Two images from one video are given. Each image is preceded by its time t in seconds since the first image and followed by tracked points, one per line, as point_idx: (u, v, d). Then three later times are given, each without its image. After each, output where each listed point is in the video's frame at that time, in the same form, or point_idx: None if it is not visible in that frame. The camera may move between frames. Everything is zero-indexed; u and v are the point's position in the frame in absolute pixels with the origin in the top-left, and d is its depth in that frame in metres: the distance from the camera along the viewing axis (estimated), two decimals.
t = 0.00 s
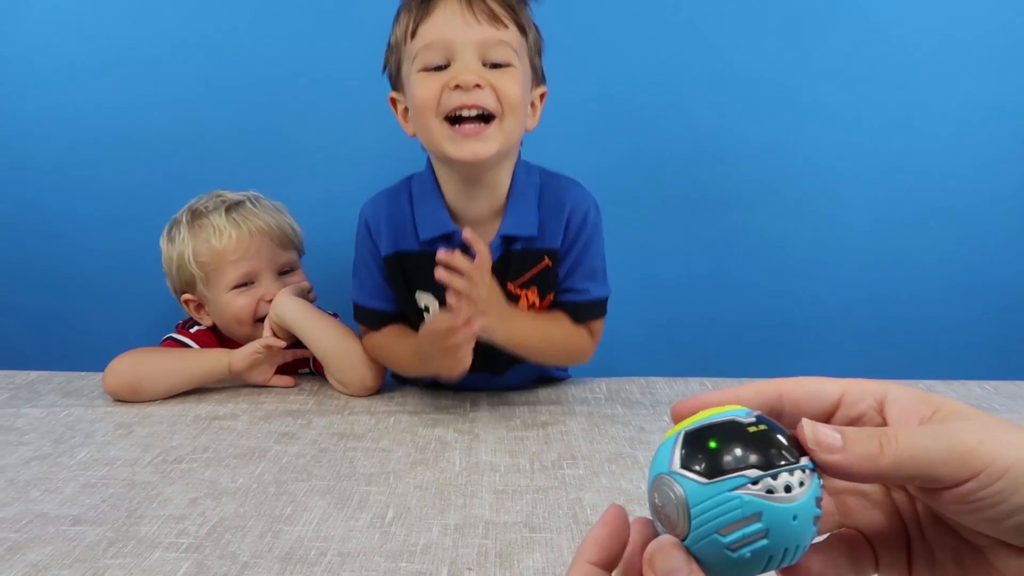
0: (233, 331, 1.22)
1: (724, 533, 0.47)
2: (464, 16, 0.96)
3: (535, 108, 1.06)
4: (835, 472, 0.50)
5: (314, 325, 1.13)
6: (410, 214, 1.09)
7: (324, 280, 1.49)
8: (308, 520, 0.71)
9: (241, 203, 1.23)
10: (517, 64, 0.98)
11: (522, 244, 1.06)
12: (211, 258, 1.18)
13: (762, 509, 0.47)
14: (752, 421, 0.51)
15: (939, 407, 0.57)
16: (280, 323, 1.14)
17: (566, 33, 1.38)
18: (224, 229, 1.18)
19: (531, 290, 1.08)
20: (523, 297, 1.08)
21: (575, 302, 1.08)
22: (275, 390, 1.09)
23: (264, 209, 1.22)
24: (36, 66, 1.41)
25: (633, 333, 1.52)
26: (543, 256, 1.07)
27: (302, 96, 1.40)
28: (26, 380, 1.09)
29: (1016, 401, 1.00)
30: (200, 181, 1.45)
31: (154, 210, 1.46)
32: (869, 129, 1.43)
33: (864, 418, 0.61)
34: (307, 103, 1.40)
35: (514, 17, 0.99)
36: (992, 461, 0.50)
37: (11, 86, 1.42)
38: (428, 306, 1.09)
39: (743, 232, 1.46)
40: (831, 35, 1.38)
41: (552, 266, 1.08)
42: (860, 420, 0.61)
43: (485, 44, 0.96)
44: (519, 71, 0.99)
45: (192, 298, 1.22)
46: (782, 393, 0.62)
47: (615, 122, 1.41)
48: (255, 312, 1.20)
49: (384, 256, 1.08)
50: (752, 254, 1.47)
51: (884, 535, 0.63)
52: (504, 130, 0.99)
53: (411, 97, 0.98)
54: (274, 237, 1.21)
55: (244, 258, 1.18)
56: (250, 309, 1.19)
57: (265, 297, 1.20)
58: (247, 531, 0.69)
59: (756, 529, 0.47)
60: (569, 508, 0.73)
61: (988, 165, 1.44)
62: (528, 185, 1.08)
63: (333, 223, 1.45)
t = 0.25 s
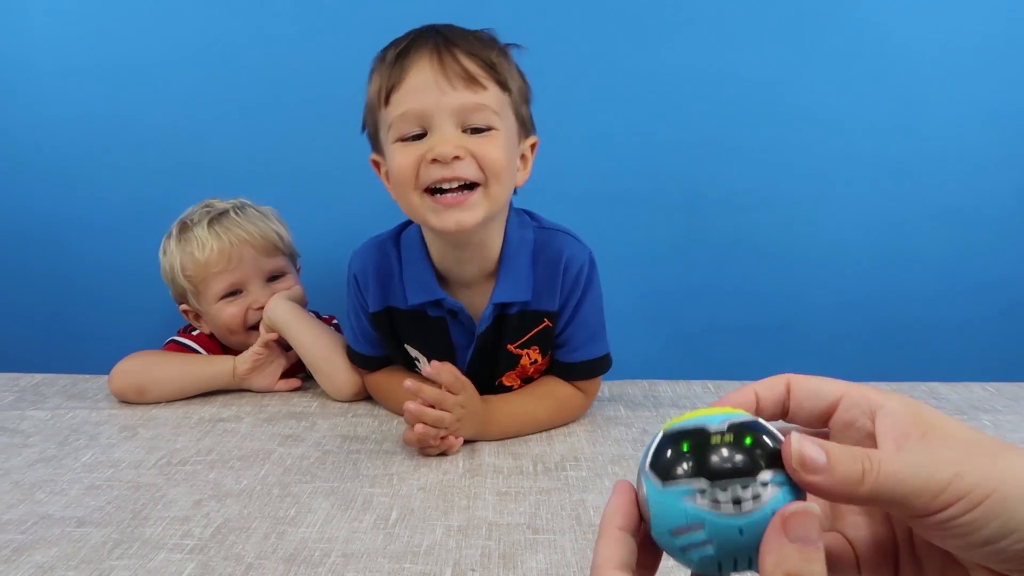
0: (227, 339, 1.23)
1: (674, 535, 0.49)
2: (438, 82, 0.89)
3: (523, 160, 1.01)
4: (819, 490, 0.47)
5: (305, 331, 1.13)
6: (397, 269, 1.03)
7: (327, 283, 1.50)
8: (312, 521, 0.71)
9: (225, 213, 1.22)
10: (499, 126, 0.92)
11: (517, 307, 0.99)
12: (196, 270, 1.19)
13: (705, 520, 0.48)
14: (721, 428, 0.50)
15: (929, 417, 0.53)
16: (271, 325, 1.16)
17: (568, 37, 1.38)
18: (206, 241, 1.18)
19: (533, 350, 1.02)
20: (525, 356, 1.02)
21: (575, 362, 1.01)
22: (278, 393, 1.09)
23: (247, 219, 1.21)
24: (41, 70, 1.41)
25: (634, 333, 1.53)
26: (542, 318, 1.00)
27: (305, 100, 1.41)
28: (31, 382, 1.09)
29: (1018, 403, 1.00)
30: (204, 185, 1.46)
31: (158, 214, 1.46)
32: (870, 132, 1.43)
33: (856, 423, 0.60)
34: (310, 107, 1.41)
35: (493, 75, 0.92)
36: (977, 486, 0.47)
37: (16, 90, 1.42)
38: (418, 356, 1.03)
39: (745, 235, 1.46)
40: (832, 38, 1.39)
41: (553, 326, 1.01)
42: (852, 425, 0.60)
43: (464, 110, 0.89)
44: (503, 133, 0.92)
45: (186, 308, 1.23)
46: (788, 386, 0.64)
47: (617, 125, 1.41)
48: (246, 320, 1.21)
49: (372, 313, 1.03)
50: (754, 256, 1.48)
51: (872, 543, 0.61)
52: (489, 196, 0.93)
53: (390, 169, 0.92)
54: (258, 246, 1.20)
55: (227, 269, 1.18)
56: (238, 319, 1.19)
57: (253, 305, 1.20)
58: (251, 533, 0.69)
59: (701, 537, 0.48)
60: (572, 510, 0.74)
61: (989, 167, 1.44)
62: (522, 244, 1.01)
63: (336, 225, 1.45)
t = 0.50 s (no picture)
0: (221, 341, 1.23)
1: (669, 531, 0.48)
2: (435, 85, 0.89)
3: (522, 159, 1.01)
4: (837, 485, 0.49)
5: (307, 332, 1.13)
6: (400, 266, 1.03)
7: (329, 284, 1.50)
8: (314, 521, 0.71)
9: (221, 216, 1.22)
10: (497, 127, 0.92)
11: (519, 304, 0.99)
12: (189, 272, 1.19)
13: (701, 519, 0.47)
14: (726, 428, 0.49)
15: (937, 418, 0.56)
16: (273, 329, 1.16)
17: (569, 39, 1.38)
18: (200, 244, 1.18)
19: (535, 346, 1.02)
20: (528, 353, 1.02)
21: (580, 357, 1.01)
22: (280, 394, 1.09)
23: (241, 222, 1.21)
24: (45, 73, 1.42)
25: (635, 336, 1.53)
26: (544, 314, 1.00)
27: (308, 102, 1.41)
28: (34, 383, 1.10)
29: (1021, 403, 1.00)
30: (207, 187, 1.46)
31: (160, 216, 1.47)
32: (872, 133, 1.43)
33: (859, 418, 0.61)
34: (312, 109, 1.41)
35: (488, 77, 0.93)
36: (990, 469, 0.48)
37: (20, 93, 1.43)
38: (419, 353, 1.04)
39: (747, 236, 1.46)
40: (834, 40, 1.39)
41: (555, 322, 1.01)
42: (856, 420, 0.61)
43: (461, 113, 0.89)
44: (500, 133, 0.93)
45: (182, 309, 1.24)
46: (785, 387, 0.63)
47: (619, 126, 1.42)
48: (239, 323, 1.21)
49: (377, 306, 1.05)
50: (755, 258, 1.48)
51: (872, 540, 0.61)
52: (490, 197, 0.93)
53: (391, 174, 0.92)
54: (251, 249, 1.19)
55: (220, 272, 1.18)
56: (230, 321, 1.19)
57: (246, 308, 1.20)
58: (253, 532, 0.69)
59: (697, 536, 0.47)
60: (574, 510, 0.74)
61: (991, 168, 1.44)
62: (522, 241, 1.01)
63: (338, 226, 1.46)
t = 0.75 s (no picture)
0: (225, 338, 1.23)
1: (693, 515, 0.47)
2: (477, 70, 0.91)
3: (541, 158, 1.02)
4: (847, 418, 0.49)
5: (312, 329, 1.14)
6: (415, 256, 1.04)
7: (332, 282, 1.50)
8: (317, 517, 0.71)
9: (224, 212, 1.22)
10: (529, 117, 0.94)
11: (531, 292, 1.00)
12: (194, 269, 1.19)
13: (729, 506, 0.45)
14: (765, 423, 0.48)
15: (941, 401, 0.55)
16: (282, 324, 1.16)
17: (572, 36, 1.38)
18: (204, 240, 1.18)
19: (546, 337, 1.02)
20: (539, 344, 1.02)
21: (588, 350, 1.02)
22: (284, 390, 1.09)
23: (245, 218, 1.21)
24: (48, 70, 1.42)
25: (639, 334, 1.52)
26: (556, 304, 1.01)
27: (311, 100, 1.41)
28: (37, 379, 1.10)
29: None
30: (210, 185, 1.46)
31: (164, 213, 1.47)
32: (876, 130, 1.43)
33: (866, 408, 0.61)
34: (316, 106, 1.41)
35: (524, 69, 0.95)
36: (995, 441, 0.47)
37: (23, 90, 1.43)
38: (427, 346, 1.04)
39: (751, 233, 1.46)
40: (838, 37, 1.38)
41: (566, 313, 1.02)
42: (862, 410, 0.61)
43: (500, 99, 0.91)
44: (532, 124, 0.94)
45: (186, 307, 1.24)
46: (794, 375, 0.63)
47: (622, 123, 1.41)
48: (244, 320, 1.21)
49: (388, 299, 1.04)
50: (758, 256, 1.47)
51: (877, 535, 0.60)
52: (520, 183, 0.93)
53: (424, 155, 0.93)
54: (255, 244, 1.20)
55: (225, 267, 1.18)
56: (236, 318, 1.19)
57: (250, 304, 1.20)
58: (257, 528, 0.69)
59: (720, 523, 0.46)
60: (577, 506, 0.74)
61: (996, 166, 1.44)
62: (535, 232, 1.02)
63: (341, 224, 1.46)
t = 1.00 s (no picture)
0: (226, 332, 1.23)
1: (737, 508, 0.44)
2: (499, 63, 0.91)
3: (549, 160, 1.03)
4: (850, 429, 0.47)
5: (314, 323, 1.14)
6: (416, 253, 1.04)
7: (333, 278, 1.50)
8: (319, 513, 0.71)
9: (221, 205, 1.22)
10: (545, 116, 0.94)
11: (533, 288, 1.00)
12: (193, 262, 1.18)
13: (775, 504, 0.43)
14: (822, 427, 0.45)
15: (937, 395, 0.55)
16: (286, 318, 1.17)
17: (574, 31, 1.38)
18: (202, 233, 1.18)
19: (546, 334, 1.02)
20: (539, 340, 1.02)
21: (592, 349, 1.02)
22: (285, 386, 1.09)
23: (242, 210, 1.21)
24: (49, 66, 1.42)
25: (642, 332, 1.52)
26: (558, 300, 1.01)
27: (312, 95, 1.41)
28: (39, 375, 1.10)
29: None
30: (211, 180, 1.46)
31: (165, 208, 1.47)
32: (879, 125, 1.42)
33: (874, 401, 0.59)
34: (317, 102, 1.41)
35: (543, 69, 0.96)
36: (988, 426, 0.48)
37: (23, 86, 1.43)
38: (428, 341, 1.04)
39: (753, 229, 1.46)
40: (841, 32, 1.38)
41: (568, 309, 1.02)
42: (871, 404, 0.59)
43: (519, 93, 0.91)
44: (547, 122, 0.95)
45: (186, 302, 1.23)
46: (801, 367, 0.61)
47: (624, 119, 1.41)
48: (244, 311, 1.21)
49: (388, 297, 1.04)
50: (759, 253, 1.47)
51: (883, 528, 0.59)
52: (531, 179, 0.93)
53: (437, 141, 0.92)
54: (253, 236, 1.19)
55: (224, 259, 1.18)
56: (237, 309, 1.19)
57: (249, 296, 1.20)
58: (258, 524, 0.69)
59: (764, 519, 0.43)
60: (579, 502, 0.73)
61: (997, 162, 1.44)
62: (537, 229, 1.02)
63: (342, 220, 1.46)
